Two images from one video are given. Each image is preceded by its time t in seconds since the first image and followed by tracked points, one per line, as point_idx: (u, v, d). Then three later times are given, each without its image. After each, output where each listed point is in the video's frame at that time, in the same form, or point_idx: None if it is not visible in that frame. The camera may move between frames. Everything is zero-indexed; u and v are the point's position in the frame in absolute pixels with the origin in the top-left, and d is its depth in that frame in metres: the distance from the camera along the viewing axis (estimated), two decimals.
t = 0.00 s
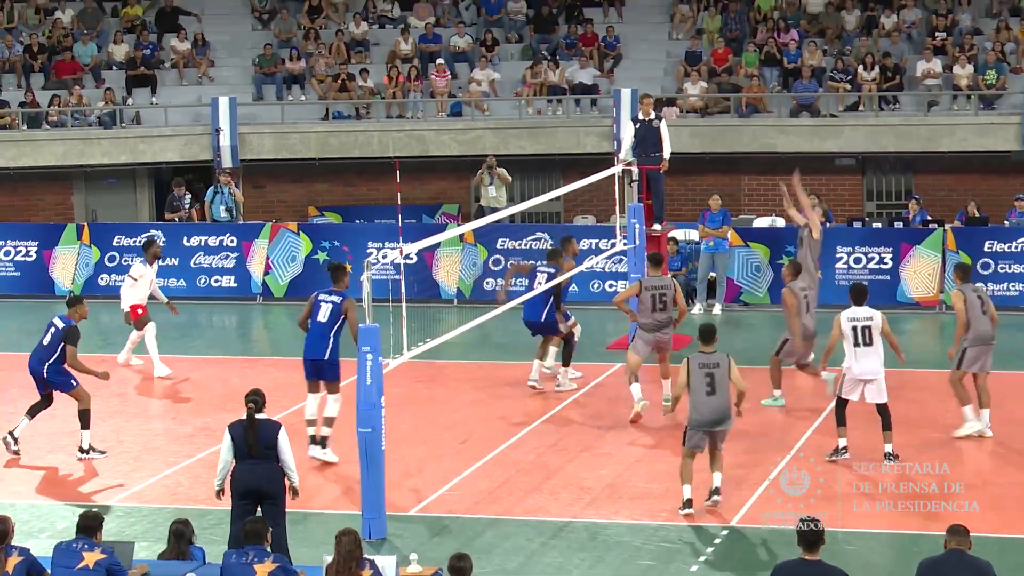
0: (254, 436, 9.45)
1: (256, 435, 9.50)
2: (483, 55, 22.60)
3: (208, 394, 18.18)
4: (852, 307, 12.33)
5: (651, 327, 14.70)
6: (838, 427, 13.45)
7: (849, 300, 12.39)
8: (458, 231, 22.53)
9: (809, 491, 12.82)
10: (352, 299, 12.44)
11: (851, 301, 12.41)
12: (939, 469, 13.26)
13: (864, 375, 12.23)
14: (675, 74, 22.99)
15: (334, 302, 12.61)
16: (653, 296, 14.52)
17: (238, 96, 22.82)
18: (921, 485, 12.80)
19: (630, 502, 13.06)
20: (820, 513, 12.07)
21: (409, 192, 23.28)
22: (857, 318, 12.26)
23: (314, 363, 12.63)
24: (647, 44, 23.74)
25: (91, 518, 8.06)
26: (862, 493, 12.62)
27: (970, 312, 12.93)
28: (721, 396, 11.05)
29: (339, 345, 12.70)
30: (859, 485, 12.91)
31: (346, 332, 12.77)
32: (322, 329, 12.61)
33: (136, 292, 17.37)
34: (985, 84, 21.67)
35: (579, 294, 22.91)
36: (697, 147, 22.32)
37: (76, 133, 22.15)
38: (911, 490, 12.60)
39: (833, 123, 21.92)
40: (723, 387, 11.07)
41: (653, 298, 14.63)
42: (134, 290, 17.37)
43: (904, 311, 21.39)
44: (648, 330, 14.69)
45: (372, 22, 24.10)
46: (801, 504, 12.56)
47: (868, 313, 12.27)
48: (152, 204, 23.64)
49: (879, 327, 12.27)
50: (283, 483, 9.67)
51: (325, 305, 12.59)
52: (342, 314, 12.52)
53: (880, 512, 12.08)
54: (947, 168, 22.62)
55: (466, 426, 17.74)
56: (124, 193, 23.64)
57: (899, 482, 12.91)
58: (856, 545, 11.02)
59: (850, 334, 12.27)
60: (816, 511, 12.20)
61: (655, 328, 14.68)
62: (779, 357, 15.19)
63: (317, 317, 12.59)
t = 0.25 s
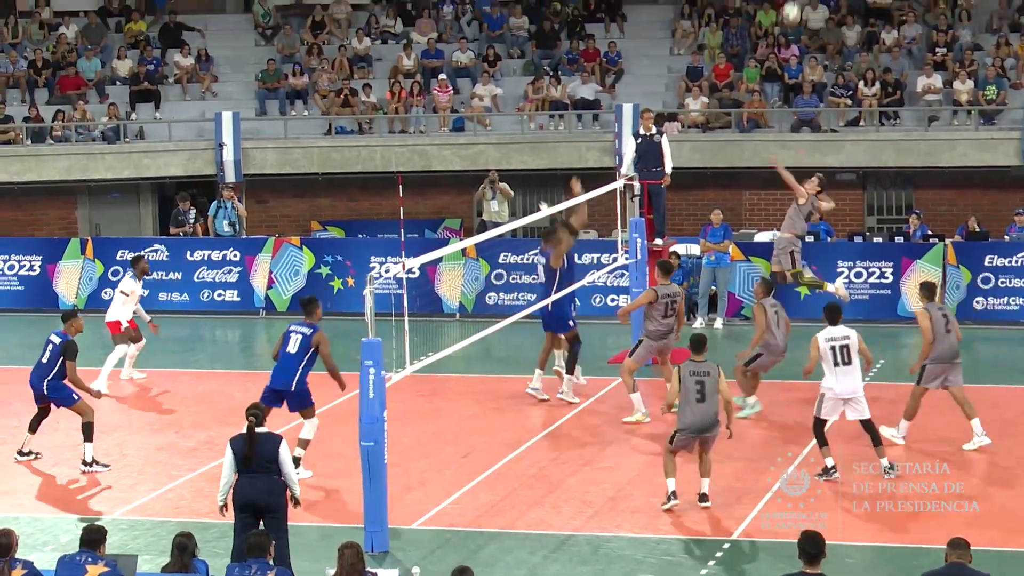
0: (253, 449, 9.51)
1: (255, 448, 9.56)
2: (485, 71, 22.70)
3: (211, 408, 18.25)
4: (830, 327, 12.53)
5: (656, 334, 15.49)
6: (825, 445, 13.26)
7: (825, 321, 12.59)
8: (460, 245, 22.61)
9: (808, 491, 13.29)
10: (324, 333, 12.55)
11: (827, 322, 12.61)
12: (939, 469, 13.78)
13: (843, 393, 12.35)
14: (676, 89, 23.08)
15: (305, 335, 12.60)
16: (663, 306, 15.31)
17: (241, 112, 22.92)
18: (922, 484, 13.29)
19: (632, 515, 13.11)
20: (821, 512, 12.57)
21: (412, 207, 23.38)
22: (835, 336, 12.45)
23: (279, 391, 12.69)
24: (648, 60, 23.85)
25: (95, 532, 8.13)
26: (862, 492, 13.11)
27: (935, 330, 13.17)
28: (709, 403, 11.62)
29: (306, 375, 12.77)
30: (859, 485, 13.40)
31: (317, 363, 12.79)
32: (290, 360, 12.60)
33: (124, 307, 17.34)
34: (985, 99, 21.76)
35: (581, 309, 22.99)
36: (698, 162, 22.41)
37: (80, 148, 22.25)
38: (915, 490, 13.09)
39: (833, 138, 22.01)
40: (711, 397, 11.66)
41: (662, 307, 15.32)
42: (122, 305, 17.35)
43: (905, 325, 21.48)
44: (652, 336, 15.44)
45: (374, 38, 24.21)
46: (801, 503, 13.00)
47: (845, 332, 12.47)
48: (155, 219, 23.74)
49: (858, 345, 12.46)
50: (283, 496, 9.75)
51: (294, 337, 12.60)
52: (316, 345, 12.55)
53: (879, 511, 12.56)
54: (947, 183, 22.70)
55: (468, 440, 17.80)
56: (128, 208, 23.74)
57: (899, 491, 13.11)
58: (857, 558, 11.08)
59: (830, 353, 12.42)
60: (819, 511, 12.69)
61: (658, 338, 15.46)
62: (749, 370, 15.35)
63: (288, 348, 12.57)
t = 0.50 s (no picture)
0: (258, 456, 9.65)
1: (259, 456, 9.69)
2: (488, 80, 22.81)
3: (216, 415, 18.35)
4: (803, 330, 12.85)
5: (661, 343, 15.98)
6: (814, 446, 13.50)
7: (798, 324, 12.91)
8: (464, 253, 22.72)
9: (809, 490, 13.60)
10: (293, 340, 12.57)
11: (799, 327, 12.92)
12: (940, 469, 14.11)
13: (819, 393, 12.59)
14: (678, 98, 23.19)
15: (273, 341, 12.68)
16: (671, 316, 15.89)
17: (245, 120, 23.04)
18: (921, 484, 13.62)
19: (635, 521, 13.20)
20: (821, 512, 12.89)
21: (415, 215, 23.48)
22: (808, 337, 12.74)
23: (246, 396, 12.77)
24: (650, 69, 23.97)
25: (102, 539, 8.24)
26: (863, 493, 13.45)
27: (899, 331, 13.29)
28: (698, 406, 12.13)
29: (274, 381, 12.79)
30: (859, 484, 13.76)
31: (285, 370, 12.87)
32: (256, 367, 12.65)
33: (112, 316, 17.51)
34: (986, 108, 21.85)
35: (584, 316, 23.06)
36: (700, 170, 22.51)
37: (84, 157, 22.37)
38: (915, 491, 13.40)
39: (835, 147, 22.11)
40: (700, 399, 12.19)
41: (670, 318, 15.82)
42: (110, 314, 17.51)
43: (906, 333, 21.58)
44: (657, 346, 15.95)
45: (378, 47, 24.33)
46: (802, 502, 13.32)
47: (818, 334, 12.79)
48: (159, 227, 23.85)
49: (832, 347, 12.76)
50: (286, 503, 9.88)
51: (264, 344, 12.66)
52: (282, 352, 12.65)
53: (878, 511, 12.88)
54: (948, 192, 22.80)
55: (472, 447, 17.90)
56: (133, 217, 23.85)
57: (898, 495, 13.30)
58: (858, 565, 11.16)
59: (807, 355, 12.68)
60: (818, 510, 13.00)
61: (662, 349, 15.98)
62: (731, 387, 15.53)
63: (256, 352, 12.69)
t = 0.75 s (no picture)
0: (264, 458, 9.55)
1: (266, 458, 9.59)
2: (492, 84, 22.86)
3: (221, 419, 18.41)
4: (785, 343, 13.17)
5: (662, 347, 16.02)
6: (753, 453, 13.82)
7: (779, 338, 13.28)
8: (467, 256, 22.63)
9: (809, 490, 13.81)
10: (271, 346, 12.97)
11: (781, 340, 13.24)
12: (940, 469, 14.30)
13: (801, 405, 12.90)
14: (682, 103, 23.25)
15: (255, 349, 13.01)
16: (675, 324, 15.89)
17: (250, 125, 23.10)
18: (923, 488, 13.67)
19: (638, 524, 13.23)
20: (822, 512, 13.09)
21: (419, 220, 23.54)
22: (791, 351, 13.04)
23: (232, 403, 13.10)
24: (654, 73, 24.01)
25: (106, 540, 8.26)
26: (863, 493, 13.64)
27: (881, 342, 14.12)
28: (704, 405, 12.27)
29: (259, 388, 13.18)
30: (859, 485, 13.96)
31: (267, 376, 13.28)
32: (239, 375, 13.03)
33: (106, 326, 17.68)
34: (989, 113, 21.89)
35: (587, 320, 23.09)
36: (703, 175, 22.58)
37: (90, 161, 22.43)
38: (915, 491, 13.59)
39: (837, 151, 22.16)
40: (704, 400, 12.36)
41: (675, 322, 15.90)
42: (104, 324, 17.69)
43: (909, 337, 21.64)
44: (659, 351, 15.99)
45: (382, 51, 24.38)
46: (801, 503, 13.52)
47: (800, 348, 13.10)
48: (164, 230, 23.92)
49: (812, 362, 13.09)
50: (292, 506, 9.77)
51: (246, 352, 12.99)
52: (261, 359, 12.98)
53: (877, 512, 13.03)
54: (951, 196, 22.84)
55: (476, 450, 17.95)
56: (138, 220, 23.88)
57: (899, 498, 13.39)
58: (860, 568, 11.20)
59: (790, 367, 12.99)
60: (819, 510, 13.19)
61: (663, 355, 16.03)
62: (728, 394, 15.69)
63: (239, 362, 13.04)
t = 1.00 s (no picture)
0: (268, 456, 9.53)
1: (270, 457, 9.57)
2: (498, 86, 22.85)
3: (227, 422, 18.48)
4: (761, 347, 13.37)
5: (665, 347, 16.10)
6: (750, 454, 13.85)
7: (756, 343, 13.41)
8: (473, 259, 22.76)
9: (807, 491, 13.86)
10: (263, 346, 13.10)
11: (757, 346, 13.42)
12: (940, 469, 14.39)
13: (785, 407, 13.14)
14: (687, 105, 23.25)
15: (246, 347, 13.07)
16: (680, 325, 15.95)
17: (255, 125, 23.10)
18: (928, 491, 13.69)
19: (645, 526, 13.21)
20: (823, 511, 13.14)
21: (425, 221, 23.55)
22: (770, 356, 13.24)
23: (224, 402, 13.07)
24: (660, 75, 24.01)
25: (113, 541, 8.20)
26: (864, 493, 13.69)
27: (875, 347, 14.13)
28: (705, 395, 12.19)
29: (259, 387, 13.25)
30: (859, 485, 14.00)
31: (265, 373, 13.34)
32: (233, 372, 13.05)
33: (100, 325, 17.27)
34: (995, 115, 21.88)
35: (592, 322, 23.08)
36: (709, 176, 22.64)
37: (95, 161, 22.45)
38: (916, 491, 13.65)
39: (843, 154, 22.20)
40: (706, 390, 12.21)
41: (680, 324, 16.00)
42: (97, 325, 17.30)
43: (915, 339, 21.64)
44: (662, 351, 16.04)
45: (388, 53, 24.38)
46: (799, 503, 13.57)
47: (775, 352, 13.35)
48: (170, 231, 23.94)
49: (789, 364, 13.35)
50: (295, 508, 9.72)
51: (241, 350, 13.02)
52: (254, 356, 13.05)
53: (879, 512, 13.09)
54: (957, 198, 22.83)
55: (482, 452, 17.96)
56: (144, 222, 23.87)
57: (904, 500, 13.44)
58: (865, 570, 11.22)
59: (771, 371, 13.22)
60: (819, 510, 13.24)
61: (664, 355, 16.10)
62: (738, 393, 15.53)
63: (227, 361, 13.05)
